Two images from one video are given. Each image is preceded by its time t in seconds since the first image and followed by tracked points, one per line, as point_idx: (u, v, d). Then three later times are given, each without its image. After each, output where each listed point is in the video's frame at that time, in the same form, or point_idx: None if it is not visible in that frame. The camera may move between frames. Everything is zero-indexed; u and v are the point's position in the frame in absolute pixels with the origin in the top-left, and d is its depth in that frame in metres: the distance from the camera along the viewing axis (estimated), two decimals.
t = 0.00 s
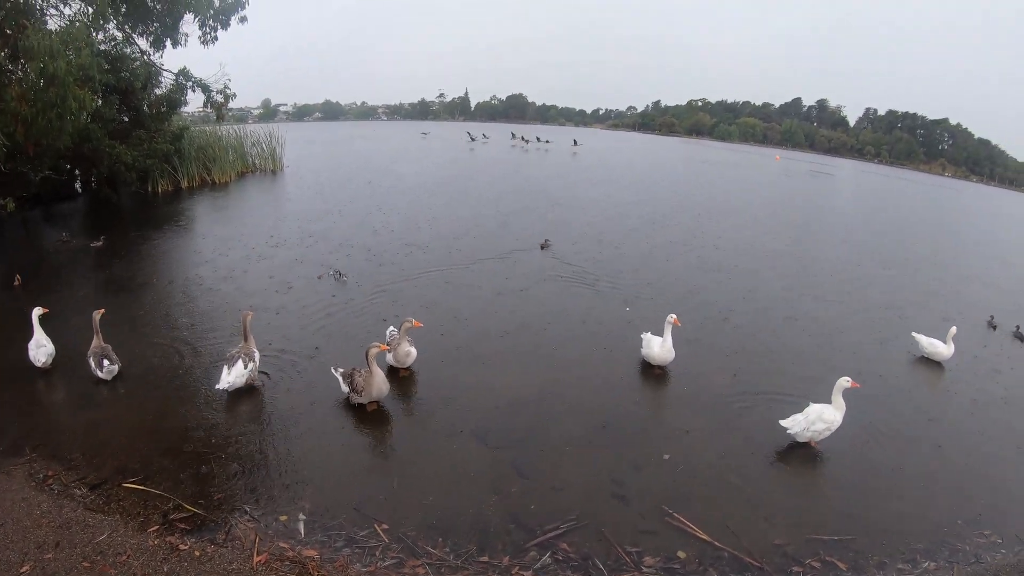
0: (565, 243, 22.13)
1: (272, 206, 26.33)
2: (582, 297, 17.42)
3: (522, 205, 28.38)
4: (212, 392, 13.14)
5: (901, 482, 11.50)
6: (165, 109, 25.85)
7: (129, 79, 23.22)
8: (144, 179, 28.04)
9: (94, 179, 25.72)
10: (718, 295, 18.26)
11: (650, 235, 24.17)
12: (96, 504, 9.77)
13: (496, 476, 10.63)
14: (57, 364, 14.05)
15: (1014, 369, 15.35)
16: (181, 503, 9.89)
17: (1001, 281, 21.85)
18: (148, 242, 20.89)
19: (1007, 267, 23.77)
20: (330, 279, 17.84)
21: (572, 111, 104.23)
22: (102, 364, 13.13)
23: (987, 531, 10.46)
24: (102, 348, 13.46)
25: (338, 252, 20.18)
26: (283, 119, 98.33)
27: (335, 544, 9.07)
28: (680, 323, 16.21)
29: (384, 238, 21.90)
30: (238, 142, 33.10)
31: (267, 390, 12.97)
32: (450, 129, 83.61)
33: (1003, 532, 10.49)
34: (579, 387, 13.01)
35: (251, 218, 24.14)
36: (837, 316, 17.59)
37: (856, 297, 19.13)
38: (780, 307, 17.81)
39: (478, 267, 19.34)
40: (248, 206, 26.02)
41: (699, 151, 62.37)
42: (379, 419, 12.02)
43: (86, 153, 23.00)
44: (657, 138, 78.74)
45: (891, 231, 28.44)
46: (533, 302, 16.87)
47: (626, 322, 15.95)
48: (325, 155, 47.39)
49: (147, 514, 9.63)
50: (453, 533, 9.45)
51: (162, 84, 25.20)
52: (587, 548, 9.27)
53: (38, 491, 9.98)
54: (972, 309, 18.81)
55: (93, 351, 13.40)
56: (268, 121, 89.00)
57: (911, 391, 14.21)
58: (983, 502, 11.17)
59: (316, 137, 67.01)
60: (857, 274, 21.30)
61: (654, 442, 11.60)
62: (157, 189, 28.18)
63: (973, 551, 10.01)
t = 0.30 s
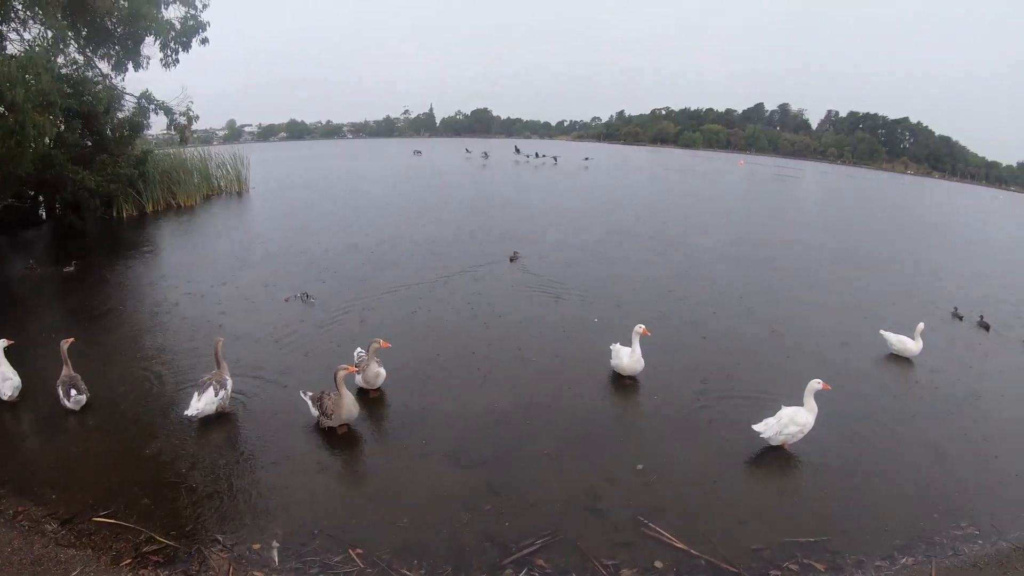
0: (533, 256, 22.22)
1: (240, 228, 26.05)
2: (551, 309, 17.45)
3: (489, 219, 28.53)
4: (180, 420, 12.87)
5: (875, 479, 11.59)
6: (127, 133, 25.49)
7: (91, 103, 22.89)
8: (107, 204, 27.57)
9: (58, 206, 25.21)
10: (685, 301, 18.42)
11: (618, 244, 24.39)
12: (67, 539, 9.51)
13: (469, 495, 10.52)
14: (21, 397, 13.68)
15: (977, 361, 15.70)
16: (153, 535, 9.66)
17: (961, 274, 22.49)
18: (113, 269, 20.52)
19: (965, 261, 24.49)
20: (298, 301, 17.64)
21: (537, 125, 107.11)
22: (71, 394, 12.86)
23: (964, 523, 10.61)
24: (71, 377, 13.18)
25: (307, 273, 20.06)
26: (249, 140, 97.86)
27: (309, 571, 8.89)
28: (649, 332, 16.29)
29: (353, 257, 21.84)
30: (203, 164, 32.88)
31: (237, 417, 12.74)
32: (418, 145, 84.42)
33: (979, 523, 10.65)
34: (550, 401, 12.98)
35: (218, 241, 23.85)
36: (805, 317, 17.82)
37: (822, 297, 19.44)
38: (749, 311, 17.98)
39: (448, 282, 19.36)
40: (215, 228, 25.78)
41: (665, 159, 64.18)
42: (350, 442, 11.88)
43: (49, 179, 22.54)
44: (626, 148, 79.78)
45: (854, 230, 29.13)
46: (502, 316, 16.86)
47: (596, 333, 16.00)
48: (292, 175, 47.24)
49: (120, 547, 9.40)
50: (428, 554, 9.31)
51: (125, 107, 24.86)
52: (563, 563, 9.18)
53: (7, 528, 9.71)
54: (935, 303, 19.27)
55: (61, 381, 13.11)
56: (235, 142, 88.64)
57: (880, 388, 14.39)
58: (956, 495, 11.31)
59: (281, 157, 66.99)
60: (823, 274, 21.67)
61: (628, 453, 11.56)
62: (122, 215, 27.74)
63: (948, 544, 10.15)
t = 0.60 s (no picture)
0: (494, 267, 22.27)
1: (201, 249, 25.64)
2: (513, 320, 17.46)
3: (448, 231, 28.57)
4: (138, 448, 12.51)
5: (840, 474, 11.72)
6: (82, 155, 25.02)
7: (45, 124, 22.47)
8: (62, 228, 26.92)
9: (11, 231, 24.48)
10: (646, 306, 18.57)
11: (578, 252, 24.56)
12: None
13: (436, 512, 10.39)
14: None
15: (928, 353, 16.19)
16: (118, 567, 9.35)
17: (910, 270, 23.30)
18: (69, 295, 19.98)
19: (912, 257, 25.44)
20: (258, 322, 17.40)
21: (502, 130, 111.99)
22: (31, 423, 12.46)
23: (932, 513, 10.85)
24: (32, 405, 12.80)
25: (268, 292, 19.86)
26: (207, 159, 96.86)
27: None
28: (611, 338, 16.37)
29: (315, 274, 21.71)
30: (159, 185, 32.57)
31: (199, 442, 12.45)
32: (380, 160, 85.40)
33: (945, 511, 10.91)
34: (514, 412, 12.94)
35: (177, 263, 23.42)
36: (763, 316, 18.09)
37: (780, 296, 19.78)
38: (709, 313, 18.18)
39: (411, 296, 19.38)
40: (174, 250, 25.40)
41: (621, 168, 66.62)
42: (314, 464, 11.69)
43: (1, 203, 22.01)
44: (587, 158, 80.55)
45: (806, 229, 30.24)
46: (464, 329, 16.82)
47: (558, 342, 16.03)
48: (250, 193, 46.84)
49: None
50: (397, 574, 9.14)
51: (79, 128, 24.42)
52: None
53: None
54: (887, 297, 19.93)
55: (21, 409, 12.72)
56: (193, 161, 87.66)
57: (840, 383, 14.64)
58: (921, 485, 11.56)
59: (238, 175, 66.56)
60: (780, 274, 22.11)
61: (594, 461, 11.56)
62: (78, 238, 27.13)
63: (918, 535, 10.36)
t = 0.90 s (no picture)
0: (452, 278, 22.24)
1: (157, 270, 25.05)
2: (472, 330, 17.40)
3: (404, 244, 28.52)
4: (94, 473, 12.08)
5: (804, 469, 11.82)
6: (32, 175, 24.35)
7: None
8: (13, 251, 26.08)
9: None
10: (604, 312, 18.62)
11: (535, 260, 24.62)
12: None
13: (401, 528, 10.24)
14: None
15: (879, 347, 16.65)
16: None
17: (856, 269, 24.13)
18: (17, 321, 19.28)
19: (855, 257, 26.40)
20: (214, 342, 17.04)
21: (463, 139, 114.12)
22: None
23: (895, 503, 11.09)
24: None
25: (225, 311, 19.50)
26: (160, 176, 94.83)
27: None
28: (570, 345, 16.39)
29: (274, 291, 21.45)
30: (113, 205, 31.97)
31: (156, 468, 12.07)
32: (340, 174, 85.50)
33: (908, 501, 11.15)
34: (475, 424, 12.84)
35: (131, 285, 22.81)
36: (720, 317, 18.29)
37: (736, 297, 20.08)
38: (666, 316, 18.31)
39: (372, 309, 19.30)
40: (129, 272, 24.78)
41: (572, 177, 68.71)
42: (274, 485, 11.46)
43: None
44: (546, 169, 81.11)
45: (759, 232, 31.29)
46: (423, 341, 16.72)
47: (518, 350, 16.02)
48: (205, 211, 45.98)
49: None
50: None
51: (29, 147, 23.81)
52: None
53: None
54: (838, 296, 20.61)
55: None
56: (147, 179, 85.68)
57: (797, 379, 14.86)
58: (883, 476, 11.77)
59: (190, 192, 65.37)
60: (735, 276, 22.51)
61: (557, 468, 11.53)
62: (30, 261, 26.37)
63: (882, 526, 10.56)
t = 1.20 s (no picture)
0: (413, 288, 22.14)
1: (114, 288, 24.41)
2: (435, 341, 17.33)
3: (365, 255, 28.29)
4: (48, 497, 11.65)
5: (767, 467, 11.94)
6: None
7: None
8: None
9: None
10: (566, 317, 18.67)
11: (497, 268, 24.61)
12: None
13: (366, 544, 10.11)
14: None
15: (836, 343, 16.99)
16: None
17: (813, 268, 24.69)
18: None
19: (812, 255, 27.08)
20: (172, 360, 16.68)
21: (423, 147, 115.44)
22: None
23: (858, 496, 11.31)
24: None
25: (182, 329, 19.12)
26: (115, 191, 92.67)
27: None
28: (533, 351, 16.40)
29: (233, 306, 21.13)
30: (67, 222, 31.30)
31: (112, 492, 11.71)
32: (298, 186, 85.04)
33: (870, 493, 11.39)
34: (438, 434, 12.78)
35: (85, 305, 22.19)
36: (682, 320, 18.45)
37: (696, 299, 20.29)
38: (628, 320, 18.43)
39: (333, 321, 19.18)
40: (84, 291, 24.15)
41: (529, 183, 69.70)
42: (236, 505, 11.25)
43: None
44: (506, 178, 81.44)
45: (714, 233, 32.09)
46: (385, 352, 16.61)
47: (480, 359, 15.99)
48: (161, 225, 45.04)
49: None
50: None
51: None
52: None
53: None
54: (793, 294, 21.09)
55: None
56: (101, 194, 83.61)
57: (757, 378, 15.03)
58: (846, 469, 11.97)
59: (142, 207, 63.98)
60: (695, 278, 22.75)
61: (522, 476, 11.52)
62: None
63: (847, 519, 10.75)
